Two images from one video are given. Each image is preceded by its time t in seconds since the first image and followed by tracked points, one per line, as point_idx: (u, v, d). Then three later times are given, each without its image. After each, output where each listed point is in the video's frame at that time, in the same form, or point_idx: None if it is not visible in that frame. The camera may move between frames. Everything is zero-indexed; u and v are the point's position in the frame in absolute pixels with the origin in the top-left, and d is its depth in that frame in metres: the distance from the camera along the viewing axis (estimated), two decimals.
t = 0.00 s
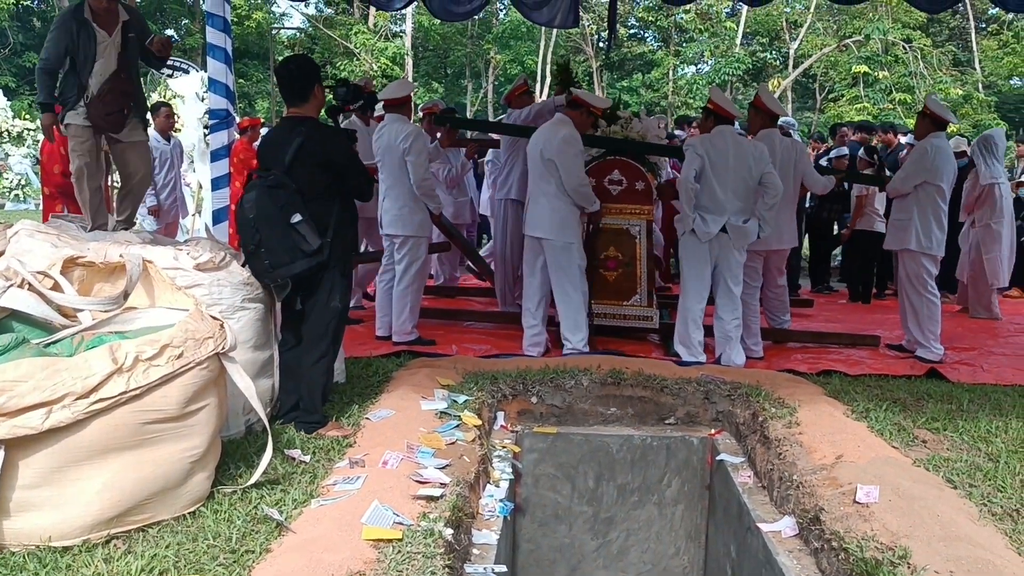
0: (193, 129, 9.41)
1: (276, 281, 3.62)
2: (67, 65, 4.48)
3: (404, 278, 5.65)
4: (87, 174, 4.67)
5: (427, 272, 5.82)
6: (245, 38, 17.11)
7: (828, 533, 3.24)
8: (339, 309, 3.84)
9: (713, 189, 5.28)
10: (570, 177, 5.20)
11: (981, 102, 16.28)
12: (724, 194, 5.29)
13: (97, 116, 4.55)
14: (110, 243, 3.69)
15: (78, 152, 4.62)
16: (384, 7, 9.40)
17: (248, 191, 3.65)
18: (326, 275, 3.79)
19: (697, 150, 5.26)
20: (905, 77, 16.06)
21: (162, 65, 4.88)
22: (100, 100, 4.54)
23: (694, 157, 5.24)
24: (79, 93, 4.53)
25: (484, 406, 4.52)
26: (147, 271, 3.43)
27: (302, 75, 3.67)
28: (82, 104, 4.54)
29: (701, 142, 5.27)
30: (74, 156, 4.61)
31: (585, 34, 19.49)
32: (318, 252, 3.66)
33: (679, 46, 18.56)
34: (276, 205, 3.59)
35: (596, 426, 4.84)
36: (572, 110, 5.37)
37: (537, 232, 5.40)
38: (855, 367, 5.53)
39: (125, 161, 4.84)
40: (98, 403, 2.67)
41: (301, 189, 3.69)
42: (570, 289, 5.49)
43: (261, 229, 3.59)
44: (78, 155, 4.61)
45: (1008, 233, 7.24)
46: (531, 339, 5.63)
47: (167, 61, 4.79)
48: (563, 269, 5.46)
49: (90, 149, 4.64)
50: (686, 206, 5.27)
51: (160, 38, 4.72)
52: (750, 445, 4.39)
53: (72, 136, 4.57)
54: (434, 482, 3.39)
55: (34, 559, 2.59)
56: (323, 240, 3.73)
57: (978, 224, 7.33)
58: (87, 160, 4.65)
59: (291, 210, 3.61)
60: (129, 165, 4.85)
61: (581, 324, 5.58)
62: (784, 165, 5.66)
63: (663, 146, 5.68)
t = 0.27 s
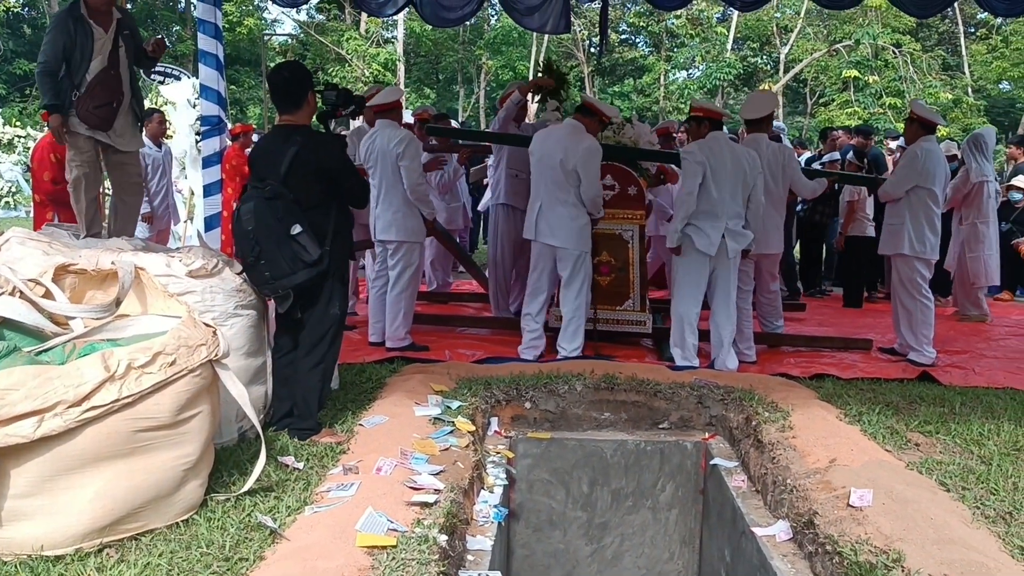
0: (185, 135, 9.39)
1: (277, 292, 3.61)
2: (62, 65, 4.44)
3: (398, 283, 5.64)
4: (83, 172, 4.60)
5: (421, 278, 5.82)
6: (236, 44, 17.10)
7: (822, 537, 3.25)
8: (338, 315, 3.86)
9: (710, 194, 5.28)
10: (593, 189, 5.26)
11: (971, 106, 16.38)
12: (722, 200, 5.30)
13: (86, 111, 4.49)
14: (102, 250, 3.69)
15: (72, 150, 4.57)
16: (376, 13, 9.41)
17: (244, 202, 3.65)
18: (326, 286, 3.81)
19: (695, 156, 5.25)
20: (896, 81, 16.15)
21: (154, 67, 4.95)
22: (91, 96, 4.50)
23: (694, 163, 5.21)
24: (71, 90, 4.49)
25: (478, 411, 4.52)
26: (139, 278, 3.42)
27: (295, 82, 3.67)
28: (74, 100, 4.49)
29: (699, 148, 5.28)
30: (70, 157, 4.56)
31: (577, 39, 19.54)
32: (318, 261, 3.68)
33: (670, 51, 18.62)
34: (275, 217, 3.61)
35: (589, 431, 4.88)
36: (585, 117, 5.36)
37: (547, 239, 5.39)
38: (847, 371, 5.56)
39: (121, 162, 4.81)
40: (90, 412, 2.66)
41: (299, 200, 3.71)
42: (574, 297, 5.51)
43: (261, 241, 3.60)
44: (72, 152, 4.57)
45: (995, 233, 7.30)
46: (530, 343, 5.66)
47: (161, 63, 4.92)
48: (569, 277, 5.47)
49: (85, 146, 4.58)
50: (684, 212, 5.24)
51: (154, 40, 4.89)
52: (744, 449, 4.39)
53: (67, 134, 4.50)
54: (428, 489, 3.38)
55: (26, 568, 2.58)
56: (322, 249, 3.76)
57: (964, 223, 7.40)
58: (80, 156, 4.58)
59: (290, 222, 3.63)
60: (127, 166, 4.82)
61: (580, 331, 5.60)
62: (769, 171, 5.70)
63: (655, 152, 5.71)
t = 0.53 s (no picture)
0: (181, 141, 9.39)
1: (272, 298, 3.60)
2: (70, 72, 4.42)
3: (393, 287, 5.64)
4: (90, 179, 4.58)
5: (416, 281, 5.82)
6: (231, 49, 17.10)
7: (818, 540, 3.25)
8: (332, 319, 3.85)
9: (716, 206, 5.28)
10: (600, 191, 5.22)
11: (964, 109, 16.45)
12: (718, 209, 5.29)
13: (96, 118, 4.48)
14: (96, 255, 3.68)
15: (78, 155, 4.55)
16: (371, 18, 9.41)
17: (239, 209, 3.63)
18: (321, 290, 3.80)
19: (698, 167, 5.13)
20: (890, 84, 16.21)
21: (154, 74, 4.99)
22: (100, 103, 4.49)
23: (699, 176, 5.12)
24: (79, 96, 4.47)
25: (474, 415, 4.52)
26: (133, 282, 3.41)
27: (290, 87, 3.67)
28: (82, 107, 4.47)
29: (698, 156, 5.15)
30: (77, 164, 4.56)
31: (572, 43, 19.57)
32: (314, 268, 3.67)
33: (665, 54, 18.66)
34: (270, 223, 3.60)
35: (585, 434, 4.88)
36: (587, 120, 5.33)
37: (553, 243, 5.38)
38: (843, 373, 5.56)
39: (120, 168, 4.83)
40: (84, 417, 2.65)
41: (294, 206, 3.71)
42: (574, 302, 5.50)
43: (257, 249, 3.58)
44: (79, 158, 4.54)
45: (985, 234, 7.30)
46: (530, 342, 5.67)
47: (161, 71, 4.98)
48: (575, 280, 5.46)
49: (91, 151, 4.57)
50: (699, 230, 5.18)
51: (154, 49, 4.95)
52: (740, 452, 4.40)
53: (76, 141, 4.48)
54: (424, 493, 3.37)
55: None
56: (318, 255, 3.75)
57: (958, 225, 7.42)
58: (86, 162, 4.56)
59: (285, 228, 3.62)
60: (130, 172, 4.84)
61: (578, 335, 5.61)
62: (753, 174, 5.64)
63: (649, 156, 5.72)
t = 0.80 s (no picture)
0: (179, 140, 9.38)
1: (269, 299, 3.59)
2: (73, 73, 4.44)
3: (392, 287, 5.63)
4: (102, 176, 4.60)
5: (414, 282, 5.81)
6: (229, 50, 17.09)
7: (816, 540, 3.24)
8: (330, 320, 3.83)
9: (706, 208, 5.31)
10: (602, 188, 5.23)
11: (962, 109, 16.46)
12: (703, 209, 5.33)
13: (103, 117, 4.51)
14: (94, 256, 3.68)
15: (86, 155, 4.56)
16: (369, 18, 9.40)
17: (236, 210, 3.62)
18: (319, 291, 3.80)
19: (692, 167, 5.14)
20: (888, 84, 16.21)
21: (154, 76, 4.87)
22: (107, 102, 4.50)
23: (694, 175, 5.13)
24: (84, 96, 4.49)
25: (472, 416, 4.52)
26: (131, 283, 3.40)
27: (290, 87, 3.66)
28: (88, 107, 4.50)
29: (690, 156, 5.16)
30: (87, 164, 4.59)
31: (570, 44, 19.57)
32: (311, 269, 3.66)
33: (663, 55, 18.65)
34: (267, 224, 3.59)
35: (584, 435, 4.88)
36: (586, 120, 5.33)
37: (555, 242, 5.36)
38: (841, 374, 5.56)
39: (123, 170, 4.86)
40: (82, 418, 2.64)
41: (291, 207, 3.70)
42: (575, 303, 5.50)
43: (254, 250, 3.57)
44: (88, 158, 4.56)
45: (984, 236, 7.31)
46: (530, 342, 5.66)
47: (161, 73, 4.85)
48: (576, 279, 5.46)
49: (100, 148, 4.56)
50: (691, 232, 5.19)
51: (155, 52, 4.78)
52: (738, 453, 4.40)
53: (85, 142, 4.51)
54: (422, 494, 3.37)
55: None
56: (315, 256, 3.75)
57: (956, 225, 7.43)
58: (98, 160, 4.58)
59: (283, 229, 3.62)
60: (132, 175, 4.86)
61: (577, 335, 5.60)
62: (744, 177, 5.63)
63: (647, 156, 5.73)
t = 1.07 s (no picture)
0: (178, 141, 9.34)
1: (268, 299, 3.59)
2: (62, 76, 4.44)
3: (390, 287, 5.63)
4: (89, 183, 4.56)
5: (413, 282, 5.82)
6: (228, 50, 17.07)
7: (815, 540, 3.24)
8: (328, 321, 3.83)
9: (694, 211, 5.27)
10: (599, 187, 5.20)
11: (961, 109, 16.45)
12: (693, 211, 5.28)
13: (91, 120, 4.49)
14: (91, 256, 3.67)
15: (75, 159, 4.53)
16: (368, 18, 9.39)
17: (235, 210, 3.62)
18: (317, 291, 3.79)
19: (691, 169, 5.10)
20: (887, 84, 16.20)
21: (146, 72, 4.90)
22: (95, 104, 4.50)
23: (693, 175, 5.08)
24: (73, 99, 4.48)
25: (471, 416, 4.52)
26: (129, 283, 3.40)
27: (291, 87, 3.66)
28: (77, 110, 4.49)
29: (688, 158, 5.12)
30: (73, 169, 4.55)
31: (569, 44, 19.57)
32: (310, 270, 3.66)
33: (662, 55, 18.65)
34: (266, 224, 3.58)
35: (583, 435, 4.88)
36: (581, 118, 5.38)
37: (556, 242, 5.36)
38: (841, 373, 5.56)
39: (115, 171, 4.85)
40: (79, 419, 2.63)
41: (290, 207, 3.70)
42: (574, 303, 5.49)
43: (254, 251, 3.56)
44: (76, 162, 4.52)
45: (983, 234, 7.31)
46: (529, 342, 5.64)
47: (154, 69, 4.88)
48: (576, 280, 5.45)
49: (87, 153, 4.54)
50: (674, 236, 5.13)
51: (145, 46, 4.82)
52: (737, 453, 4.39)
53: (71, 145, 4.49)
54: (421, 494, 3.37)
55: None
56: (314, 257, 3.74)
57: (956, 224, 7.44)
58: (86, 165, 4.55)
59: (281, 230, 3.61)
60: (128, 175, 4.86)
61: (577, 334, 5.60)
62: (745, 175, 5.60)
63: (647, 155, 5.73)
